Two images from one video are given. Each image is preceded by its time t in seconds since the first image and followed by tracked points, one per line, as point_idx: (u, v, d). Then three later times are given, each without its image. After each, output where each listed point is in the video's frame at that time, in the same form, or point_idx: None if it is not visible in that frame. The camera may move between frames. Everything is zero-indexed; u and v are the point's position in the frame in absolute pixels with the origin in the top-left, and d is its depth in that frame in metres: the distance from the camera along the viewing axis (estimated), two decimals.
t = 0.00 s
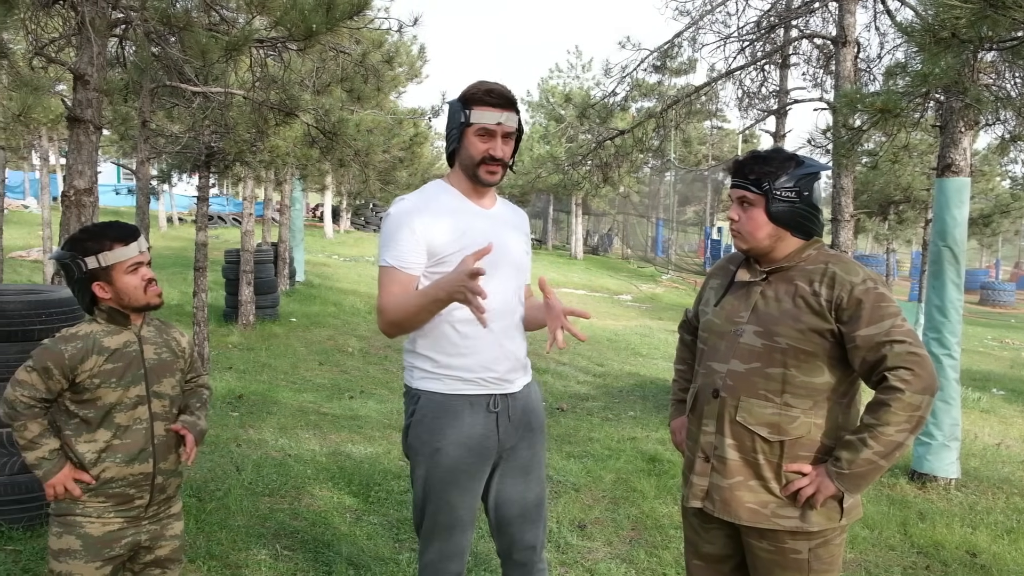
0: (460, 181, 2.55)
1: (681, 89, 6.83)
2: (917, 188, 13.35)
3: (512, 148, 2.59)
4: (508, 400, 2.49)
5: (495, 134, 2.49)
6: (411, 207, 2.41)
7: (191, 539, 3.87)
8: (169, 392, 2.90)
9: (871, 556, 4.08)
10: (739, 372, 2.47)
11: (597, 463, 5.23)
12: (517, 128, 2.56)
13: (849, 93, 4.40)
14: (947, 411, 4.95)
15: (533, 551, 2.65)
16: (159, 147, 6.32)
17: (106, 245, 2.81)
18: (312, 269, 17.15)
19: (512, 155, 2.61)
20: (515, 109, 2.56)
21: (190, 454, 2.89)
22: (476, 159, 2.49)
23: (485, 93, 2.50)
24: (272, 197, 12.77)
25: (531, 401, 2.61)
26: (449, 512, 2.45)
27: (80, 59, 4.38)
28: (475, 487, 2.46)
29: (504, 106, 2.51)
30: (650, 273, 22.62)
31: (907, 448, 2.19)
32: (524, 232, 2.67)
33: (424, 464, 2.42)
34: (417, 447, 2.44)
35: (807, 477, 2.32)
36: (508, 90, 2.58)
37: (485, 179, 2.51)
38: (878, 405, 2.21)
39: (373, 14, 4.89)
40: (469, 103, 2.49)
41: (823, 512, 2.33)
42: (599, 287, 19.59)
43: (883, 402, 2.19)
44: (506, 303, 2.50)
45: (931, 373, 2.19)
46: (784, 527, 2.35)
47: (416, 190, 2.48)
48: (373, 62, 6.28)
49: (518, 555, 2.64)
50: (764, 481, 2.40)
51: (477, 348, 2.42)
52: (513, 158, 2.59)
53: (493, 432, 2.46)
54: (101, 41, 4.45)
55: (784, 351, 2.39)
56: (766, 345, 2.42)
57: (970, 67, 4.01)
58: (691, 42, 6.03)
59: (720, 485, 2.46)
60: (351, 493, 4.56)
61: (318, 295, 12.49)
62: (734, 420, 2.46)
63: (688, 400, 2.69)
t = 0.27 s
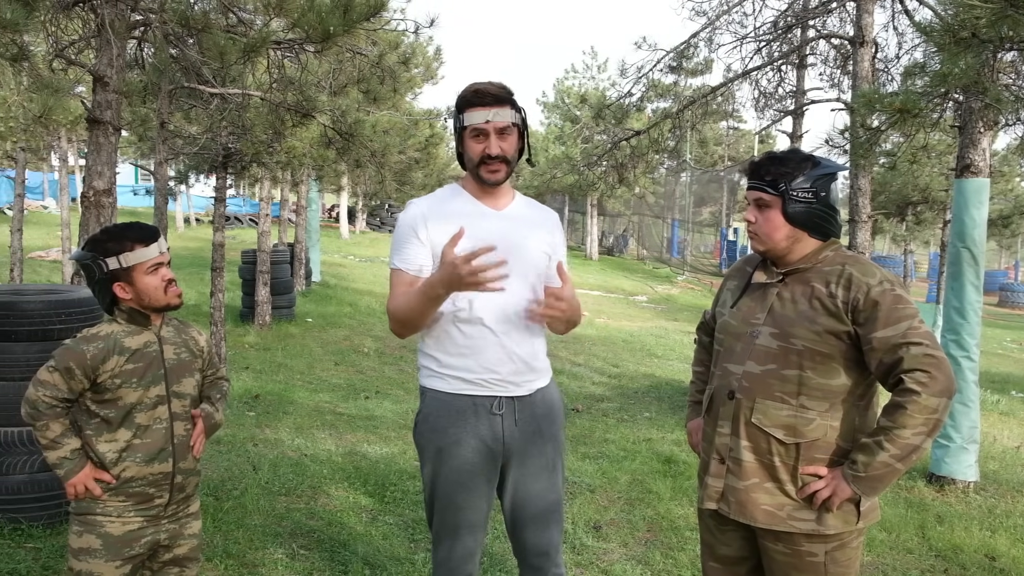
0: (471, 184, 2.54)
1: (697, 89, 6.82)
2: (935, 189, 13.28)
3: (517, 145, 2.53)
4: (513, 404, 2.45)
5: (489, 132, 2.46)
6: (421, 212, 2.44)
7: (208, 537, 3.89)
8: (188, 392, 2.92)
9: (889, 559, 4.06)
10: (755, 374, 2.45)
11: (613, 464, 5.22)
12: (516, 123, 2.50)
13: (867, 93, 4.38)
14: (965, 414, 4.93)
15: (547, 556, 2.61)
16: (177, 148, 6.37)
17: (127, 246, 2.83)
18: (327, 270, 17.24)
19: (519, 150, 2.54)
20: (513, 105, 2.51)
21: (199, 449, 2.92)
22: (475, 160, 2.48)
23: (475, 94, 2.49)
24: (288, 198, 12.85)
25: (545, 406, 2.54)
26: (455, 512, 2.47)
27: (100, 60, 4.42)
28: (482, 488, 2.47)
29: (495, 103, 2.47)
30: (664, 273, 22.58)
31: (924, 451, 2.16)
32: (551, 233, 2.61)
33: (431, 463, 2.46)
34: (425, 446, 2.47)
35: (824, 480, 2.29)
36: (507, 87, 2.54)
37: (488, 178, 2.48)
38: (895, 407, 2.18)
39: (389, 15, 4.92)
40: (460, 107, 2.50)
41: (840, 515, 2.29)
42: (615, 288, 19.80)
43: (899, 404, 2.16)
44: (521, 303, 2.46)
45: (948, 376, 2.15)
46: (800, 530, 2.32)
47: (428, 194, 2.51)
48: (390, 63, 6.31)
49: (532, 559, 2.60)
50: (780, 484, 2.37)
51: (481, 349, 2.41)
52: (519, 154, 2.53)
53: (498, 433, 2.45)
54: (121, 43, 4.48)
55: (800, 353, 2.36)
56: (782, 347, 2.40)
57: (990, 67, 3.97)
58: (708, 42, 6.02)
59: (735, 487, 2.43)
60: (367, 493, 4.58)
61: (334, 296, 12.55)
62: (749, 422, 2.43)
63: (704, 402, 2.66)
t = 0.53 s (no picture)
0: (483, 184, 2.55)
1: (711, 89, 6.79)
2: (950, 189, 13.20)
3: (523, 145, 2.49)
4: (513, 406, 2.42)
5: (490, 134, 2.43)
6: (435, 214, 2.52)
7: (222, 536, 3.90)
8: (203, 391, 2.92)
9: (904, 561, 4.04)
10: (769, 375, 2.43)
11: (626, 465, 5.22)
12: (517, 121, 2.44)
13: (882, 93, 4.34)
14: (981, 415, 4.90)
15: (554, 561, 2.50)
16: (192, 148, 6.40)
17: (141, 246, 2.82)
18: (340, 270, 17.31)
19: (526, 148, 2.49)
20: (516, 103, 2.45)
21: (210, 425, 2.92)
22: (481, 164, 2.47)
23: (477, 97, 2.46)
24: (302, 198, 12.90)
25: (550, 410, 2.46)
26: (458, 510, 2.49)
27: (116, 61, 4.45)
28: (484, 488, 2.48)
29: (494, 104, 2.43)
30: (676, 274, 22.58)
31: (940, 453, 2.14)
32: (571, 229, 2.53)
33: (434, 460, 2.51)
34: (430, 443, 2.53)
35: (839, 482, 2.27)
36: (513, 85, 2.50)
37: (494, 179, 2.46)
38: (912, 409, 2.16)
39: (402, 15, 4.94)
40: (464, 111, 2.49)
41: (855, 517, 2.28)
42: (626, 288, 19.71)
43: (916, 406, 2.14)
44: (526, 303, 2.43)
45: (965, 377, 2.13)
46: (815, 532, 2.31)
47: (445, 194, 2.57)
48: (403, 63, 6.32)
49: (539, 566, 2.53)
50: (794, 486, 2.35)
51: (479, 348, 2.42)
52: (525, 153, 2.48)
53: (497, 433, 2.44)
54: (136, 43, 4.51)
55: (815, 355, 2.35)
56: (797, 349, 2.39)
57: (1007, 66, 3.94)
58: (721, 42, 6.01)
59: (750, 489, 2.42)
60: (380, 493, 4.58)
61: (347, 296, 12.59)
62: (764, 424, 2.42)
63: (717, 404, 2.65)
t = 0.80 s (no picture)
0: (490, 183, 2.55)
1: (718, 89, 6.79)
2: (959, 189, 13.16)
3: (531, 141, 2.48)
4: (514, 407, 2.41)
5: (498, 127, 2.43)
6: (443, 216, 2.55)
7: (230, 535, 3.91)
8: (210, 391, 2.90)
9: (911, 562, 4.03)
10: (778, 377, 2.43)
11: (632, 466, 5.22)
12: (527, 117, 2.45)
13: (890, 94, 4.33)
14: (989, 417, 4.90)
15: (557, 563, 2.49)
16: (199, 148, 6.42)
17: (144, 246, 2.79)
18: (346, 270, 17.34)
19: (533, 146, 2.49)
20: (528, 100, 2.46)
21: (221, 400, 2.93)
22: (488, 157, 2.47)
23: (490, 90, 2.48)
24: (309, 199, 12.92)
25: (552, 413, 2.45)
26: (461, 511, 2.50)
27: (124, 62, 4.47)
28: (486, 488, 2.48)
29: (506, 98, 2.44)
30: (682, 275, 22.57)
31: (950, 454, 2.13)
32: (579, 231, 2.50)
33: (438, 460, 2.53)
34: (435, 443, 2.55)
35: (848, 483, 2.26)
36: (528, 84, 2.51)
37: (499, 173, 2.45)
38: (922, 409, 2.15)
39: (410, 16, 4.95)
40: (477, 103, 2.50)
41: (864, 518, 2.28)
42: (631, 288, 19.72)
43: (926, 407, 2.13)
44: (528, 303, 2.42)
45: (975, 378, 2.13)
46: (824, 533, 2.30)
47: (454, 195, 2.60)
48: (411, 63, 6.32)
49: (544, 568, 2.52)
50: (803, 488, 2.35)
51: (482, 350, 2.43)
52: (531, 149, 2.47)
53: (499, 435, 2.44)
54: (144, 45, 4.53)
55: (824, 356, 2.35)
56: (806, 350, 2.39)
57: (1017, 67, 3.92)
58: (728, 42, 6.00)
59: (759, 491, 2.42)
60: (387, 493, 4.59)
61: (354, 296, 12.62)
62: (773, 425, 2.42)
63: (725, 406, 2.65)
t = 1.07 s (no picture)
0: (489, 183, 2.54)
1: (720, 89, 6.79)
2: (961, 189, 13.15)
3: (528, 140, 2.48)
4: (518, 408, 2.42)
5: (494, 126, 2.43)
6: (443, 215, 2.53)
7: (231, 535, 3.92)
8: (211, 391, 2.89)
9: (913, 563, 4.03)
10: (782, 377, 2.43)
11: (634, 466, 5.22)
12: (523, 116, 2.45)
13: (892, 93, 4.32)
14: (991, 417, 4.90)
15: (559, 563, 2.50)
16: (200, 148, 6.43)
17: (134, 246, 2.76)
18: (348, 270, 17.35)
19: (531, 145, 2.49)
20: (524, 99, 2.46)
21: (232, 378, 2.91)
22: (485, 157, 2.47)
23: (486, 91, 2.48)
24: (310, 198, 12.93)
25: (555, 413, 2.45)
26: (462, 511, 2.50)
27: (126, 62, 4.47)
28: (488, 489, 2.49)
29: (501, 97, 2.45)
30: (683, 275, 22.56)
31: (954, 454, 2.14)
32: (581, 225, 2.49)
33: (441, 460, 2.53)
34: (437, 443, 2.55)
35: (852, 483, 2.27)
36: (525, 83, 2.51)
37: (496, 173, 2.45)
38: (927, 410, 2.16)
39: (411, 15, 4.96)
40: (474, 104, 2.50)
41: (868, 518, 2.28)
42: (633, 288, 19.73)
43: (931, 407, 2.14)
44: (530, 302, 2.41)
45: (980, 378, 2.13)
46: (828, 534, 2.30)
47: (452, 196, 2.59)
48: (413, 63, 6.33)
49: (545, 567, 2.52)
50: (807, 488, 2.34)
51: (485, 350, 2.43)
52: (529, 148, 2.47)
53: (502, 435, 2.44)
54: (146, 45, 4.53)
55: (828, 357, 2.34)
56: (809, 351, 2.38)
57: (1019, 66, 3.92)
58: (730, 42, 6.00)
59: (762, 492, 2.41)
60: (388, 493, 4.59)
61: (355, 296, 12.62)
62: (776, 426, 2.41)
63: (727, 407, 2.64)
